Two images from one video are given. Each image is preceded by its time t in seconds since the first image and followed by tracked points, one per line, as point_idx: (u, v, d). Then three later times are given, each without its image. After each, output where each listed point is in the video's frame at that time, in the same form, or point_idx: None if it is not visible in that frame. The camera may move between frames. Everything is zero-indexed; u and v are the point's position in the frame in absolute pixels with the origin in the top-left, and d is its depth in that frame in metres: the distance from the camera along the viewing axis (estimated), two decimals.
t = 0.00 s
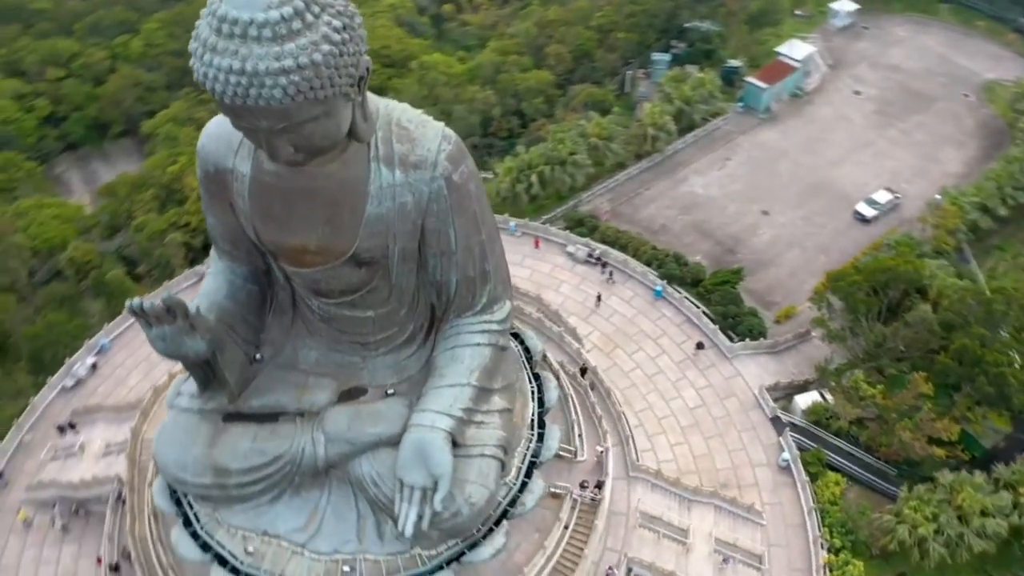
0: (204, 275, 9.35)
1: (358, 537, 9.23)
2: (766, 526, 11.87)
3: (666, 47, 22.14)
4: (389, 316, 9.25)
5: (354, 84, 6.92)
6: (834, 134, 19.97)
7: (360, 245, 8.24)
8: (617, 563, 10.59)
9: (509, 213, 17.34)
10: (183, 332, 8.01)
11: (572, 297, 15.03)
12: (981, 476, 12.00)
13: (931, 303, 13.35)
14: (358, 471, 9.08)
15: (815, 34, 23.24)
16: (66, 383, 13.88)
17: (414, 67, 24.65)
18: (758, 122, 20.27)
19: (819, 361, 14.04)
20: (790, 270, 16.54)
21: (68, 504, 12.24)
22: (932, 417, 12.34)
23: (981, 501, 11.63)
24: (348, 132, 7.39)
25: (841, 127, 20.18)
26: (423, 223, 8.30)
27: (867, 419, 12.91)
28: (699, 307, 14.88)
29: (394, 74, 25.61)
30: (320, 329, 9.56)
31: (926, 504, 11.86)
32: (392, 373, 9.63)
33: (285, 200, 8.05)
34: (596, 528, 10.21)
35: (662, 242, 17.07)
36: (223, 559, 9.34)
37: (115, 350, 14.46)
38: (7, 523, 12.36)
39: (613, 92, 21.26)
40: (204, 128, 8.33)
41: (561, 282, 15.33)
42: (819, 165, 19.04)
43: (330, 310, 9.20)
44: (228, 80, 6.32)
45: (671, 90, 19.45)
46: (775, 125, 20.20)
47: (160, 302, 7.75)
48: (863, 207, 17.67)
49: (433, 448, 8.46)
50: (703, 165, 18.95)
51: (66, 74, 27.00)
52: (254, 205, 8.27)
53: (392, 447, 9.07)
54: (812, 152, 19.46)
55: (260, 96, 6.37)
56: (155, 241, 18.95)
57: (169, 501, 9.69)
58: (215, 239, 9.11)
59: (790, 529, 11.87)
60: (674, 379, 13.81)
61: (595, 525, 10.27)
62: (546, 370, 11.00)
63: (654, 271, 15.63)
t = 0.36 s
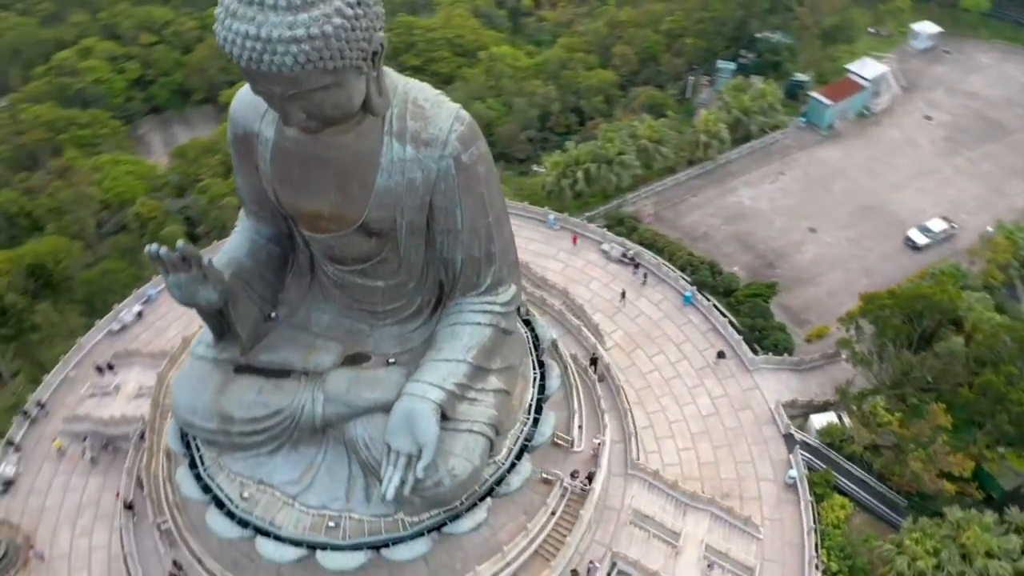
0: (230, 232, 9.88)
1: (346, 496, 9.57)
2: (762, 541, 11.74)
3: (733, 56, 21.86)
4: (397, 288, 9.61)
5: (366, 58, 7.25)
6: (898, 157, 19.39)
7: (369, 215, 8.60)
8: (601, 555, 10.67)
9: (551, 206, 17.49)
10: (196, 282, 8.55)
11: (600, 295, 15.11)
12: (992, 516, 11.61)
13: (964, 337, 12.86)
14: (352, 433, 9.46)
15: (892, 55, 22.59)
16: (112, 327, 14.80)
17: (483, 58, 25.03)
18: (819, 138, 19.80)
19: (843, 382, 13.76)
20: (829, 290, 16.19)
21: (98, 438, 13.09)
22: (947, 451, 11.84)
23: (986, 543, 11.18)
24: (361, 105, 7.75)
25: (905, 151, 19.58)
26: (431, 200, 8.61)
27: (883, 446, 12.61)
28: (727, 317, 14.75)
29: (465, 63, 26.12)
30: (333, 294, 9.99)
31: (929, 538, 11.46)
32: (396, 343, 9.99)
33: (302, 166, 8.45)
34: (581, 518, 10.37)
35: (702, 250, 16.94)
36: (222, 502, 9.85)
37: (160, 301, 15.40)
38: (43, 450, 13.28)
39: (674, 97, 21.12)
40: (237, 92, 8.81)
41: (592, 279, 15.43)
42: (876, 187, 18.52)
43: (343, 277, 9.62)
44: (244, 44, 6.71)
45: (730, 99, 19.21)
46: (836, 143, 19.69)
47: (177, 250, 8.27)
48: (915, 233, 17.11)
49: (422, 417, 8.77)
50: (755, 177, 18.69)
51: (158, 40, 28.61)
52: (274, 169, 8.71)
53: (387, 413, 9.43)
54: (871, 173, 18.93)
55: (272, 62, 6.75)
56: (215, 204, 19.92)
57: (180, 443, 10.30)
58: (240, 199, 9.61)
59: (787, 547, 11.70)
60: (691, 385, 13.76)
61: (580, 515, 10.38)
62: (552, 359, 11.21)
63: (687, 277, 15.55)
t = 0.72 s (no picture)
0: (261, 211, 10.50)
1: (341, 470, 10.00)
2: (755, 565, 11.67)
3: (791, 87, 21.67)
4: (409, 275, 10.06)
5: (384, 51, 7.74)
6: (951, 200, 18.92)
7: (383, 202, 9.07)
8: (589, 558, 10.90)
9: (589, 219, 17.69)
10: (219, 251, 9.16)
11: (625, 309, 15.26)
12: (995, 564, 11.20)
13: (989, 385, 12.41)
14: (353, 410, 9.90)
15: (959, 97, 22.07)
16: (159, 298, 15.65)
17: (545, 73, 25.51)
18: (870, 175, 19.41)
19: (859, 417, 13.56)
20: (861, 326, 15.89)
21: (131, 400, 13.92)
22: (954, 493, 11.67)
23: None
24: (380, 96, 8.25)
25: (960, 195, 19.09)
26: (442, 192, 9.03)
27: (892, 484, 12.41)
28: (750, 342, 14.68)
29: (529, 78, 26.65)
30: (350, 277, 10.49)
31: None
32: (404, 329, 10.40)
33: (324, 150, 8.99)
34: (568, 518, 10.57)
35: (734, 276, 16.89)
36: (226, 464, 10.35)
37: (206, 278, 16.23)
38: (81, 406, 14.16)
39: (728, 123, 21.02)
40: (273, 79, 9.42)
41: (619, 292, 15.59)
42: (923, 227, 18.11)
43: (360, 262, 10.11)
44: (270, 29, 7.24)
45: (781, 129, 19.14)
46: (889, 181, 19.27)
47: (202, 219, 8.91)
48: (958, 277, 16.66)
49: (416, 400, 9.15)
50: (799, 208, 18.51)
51: (241, 37, 30.11)
52: (300, 152, 9.27)
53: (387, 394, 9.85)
54: (920, 213, 18.55)
55: (294, 47, 7.26)
56: (271, 193, 20.88)
57: (196, 406, 10.92)
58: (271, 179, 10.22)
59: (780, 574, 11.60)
60: (704, 405, 13.77)
61: (568, 516, 10.57)
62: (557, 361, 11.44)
63: (714, 299, 15.55)
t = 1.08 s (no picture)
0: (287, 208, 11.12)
1: (341, 457, 10.42)
2: None
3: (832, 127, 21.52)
4: (419, 277, 10.53)
5: (400, 58, 8.30)
6: (988, 247, 18.53)
7: (395, 202, 9.60)
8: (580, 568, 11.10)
9: (617, 244, 18.02)
10: (241, 239, 9.80)
11: (641, 332, 15.45)
12: None
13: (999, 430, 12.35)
14: (357, 402, 10.33)
15: (1007, 146, 21.69)
16: (196, 291, 16.43)
17: (588, 104, 26.02)
18: (905, 219, 19.16)
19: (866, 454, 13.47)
20: (881, 367, 15.72)
21: (160, 385, 14.63)
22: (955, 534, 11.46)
23: None
24: (396, 101, 8.80)
25: (998, 243, 18.69)
26: (452, 197, 9.52)
27: (894, 522, 12.29)
28: (763, 373, 14.70)
29: (575, 106, 27.13)
30: (366, 276, 11.00)
31: None
32: (412, 328, 10.84)
33: (344, 151, 9.57)
34: (558, 524, 10.79)
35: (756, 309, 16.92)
36: (234, 445, 10.86)
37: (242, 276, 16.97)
38: (114, 387, 14.93)
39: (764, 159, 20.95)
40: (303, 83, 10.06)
41: (637, 316, 15.79)
42: (955, 273, 17.79)
43: (375, 261, 10.62)
44: (294, 32, 7.84)
45: (815, 167, 19.32)
46: (924, 225, 18.99)
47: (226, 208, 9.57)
48: (986, 324, 16.32)
49: (414, 393, 9.54)
50: (829, 246, 18.40)
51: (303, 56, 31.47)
52: (322, 152, 9.87)
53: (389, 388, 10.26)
54: (953, 258, 18.20)
55: (315, 49, 7.84)
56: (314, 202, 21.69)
57: (213, 389, 11.50)
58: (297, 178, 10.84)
59: None
60: (711, 431, 13.83)
61: (558, 522, 10.78)
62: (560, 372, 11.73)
63: (731, 328, 15.63)
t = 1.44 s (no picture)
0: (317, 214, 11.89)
1: (348, 450, 10.96)
2: None
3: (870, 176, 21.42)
4: (435, 285, 11.13)
5: (421, 74, 9.03)
6: None
7: (414, 210, 10.27)
8: None
9: (642, 276, 18.27)
10: (270, 237, 10.56)
11: (658, 361, 15.71)
12: None
13: (1008, 477, 12.39)
14: (367, 398, 10.88)
15: None
16: (236, 296, 17.34)
17: (630, 144, 26.56)
18: (938, 270, 19.01)
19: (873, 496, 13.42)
20: (898, 414, 15.60)
21: (194, 380, 15.42)
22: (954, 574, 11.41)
23: None
24: (417, 115, 9.52)
25: None
26: (465, 208, 10.13)
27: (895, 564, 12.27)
28: (775, 409, 14.78)
29: (619, 147, 27.68)
30: (386, 282, 11.65)
31: None
32: (425, 333, 11.39)
33: (369, 160, 10.31)
34: (551, 532, 11.11)
35: (779, 348, 16.99)
36: (251, 432, 11.50)
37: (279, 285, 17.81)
38: (151, 379, 15.78)
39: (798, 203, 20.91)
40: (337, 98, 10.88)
41: (655, 345, 16.06)
42: (984, 327, 17.52)
43: (394, 267, 11.26)
44: (325, 45, 8.62)
45: (846, 214, 19.34)
46: (957, 278, 18.81)
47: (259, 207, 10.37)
48: (1012, 378, 15.99)
49: (417, 391, 10.05)
50: (857, 292, 18.40)
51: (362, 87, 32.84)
52: (349, 160, 10.62)
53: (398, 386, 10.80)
54: (983, 313, 17.95)
55: (343, 61, 8.60)
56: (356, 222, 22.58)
57: (237, 380, 12.21)
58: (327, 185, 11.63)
59: None
60: (718, 461, 13.96)
61: (551, 530, 11.09)
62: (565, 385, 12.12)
63: (747, 363, 15.76)
